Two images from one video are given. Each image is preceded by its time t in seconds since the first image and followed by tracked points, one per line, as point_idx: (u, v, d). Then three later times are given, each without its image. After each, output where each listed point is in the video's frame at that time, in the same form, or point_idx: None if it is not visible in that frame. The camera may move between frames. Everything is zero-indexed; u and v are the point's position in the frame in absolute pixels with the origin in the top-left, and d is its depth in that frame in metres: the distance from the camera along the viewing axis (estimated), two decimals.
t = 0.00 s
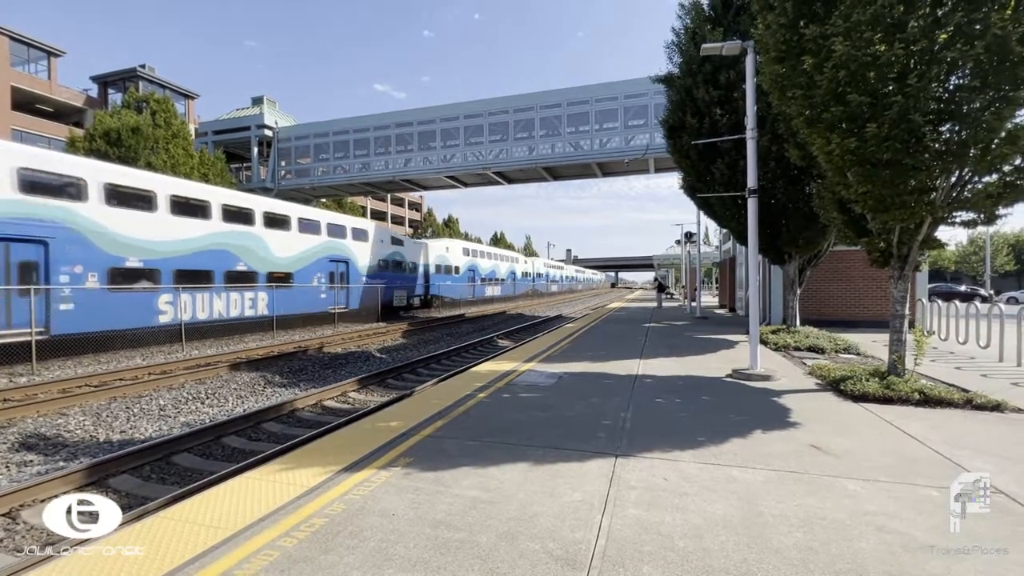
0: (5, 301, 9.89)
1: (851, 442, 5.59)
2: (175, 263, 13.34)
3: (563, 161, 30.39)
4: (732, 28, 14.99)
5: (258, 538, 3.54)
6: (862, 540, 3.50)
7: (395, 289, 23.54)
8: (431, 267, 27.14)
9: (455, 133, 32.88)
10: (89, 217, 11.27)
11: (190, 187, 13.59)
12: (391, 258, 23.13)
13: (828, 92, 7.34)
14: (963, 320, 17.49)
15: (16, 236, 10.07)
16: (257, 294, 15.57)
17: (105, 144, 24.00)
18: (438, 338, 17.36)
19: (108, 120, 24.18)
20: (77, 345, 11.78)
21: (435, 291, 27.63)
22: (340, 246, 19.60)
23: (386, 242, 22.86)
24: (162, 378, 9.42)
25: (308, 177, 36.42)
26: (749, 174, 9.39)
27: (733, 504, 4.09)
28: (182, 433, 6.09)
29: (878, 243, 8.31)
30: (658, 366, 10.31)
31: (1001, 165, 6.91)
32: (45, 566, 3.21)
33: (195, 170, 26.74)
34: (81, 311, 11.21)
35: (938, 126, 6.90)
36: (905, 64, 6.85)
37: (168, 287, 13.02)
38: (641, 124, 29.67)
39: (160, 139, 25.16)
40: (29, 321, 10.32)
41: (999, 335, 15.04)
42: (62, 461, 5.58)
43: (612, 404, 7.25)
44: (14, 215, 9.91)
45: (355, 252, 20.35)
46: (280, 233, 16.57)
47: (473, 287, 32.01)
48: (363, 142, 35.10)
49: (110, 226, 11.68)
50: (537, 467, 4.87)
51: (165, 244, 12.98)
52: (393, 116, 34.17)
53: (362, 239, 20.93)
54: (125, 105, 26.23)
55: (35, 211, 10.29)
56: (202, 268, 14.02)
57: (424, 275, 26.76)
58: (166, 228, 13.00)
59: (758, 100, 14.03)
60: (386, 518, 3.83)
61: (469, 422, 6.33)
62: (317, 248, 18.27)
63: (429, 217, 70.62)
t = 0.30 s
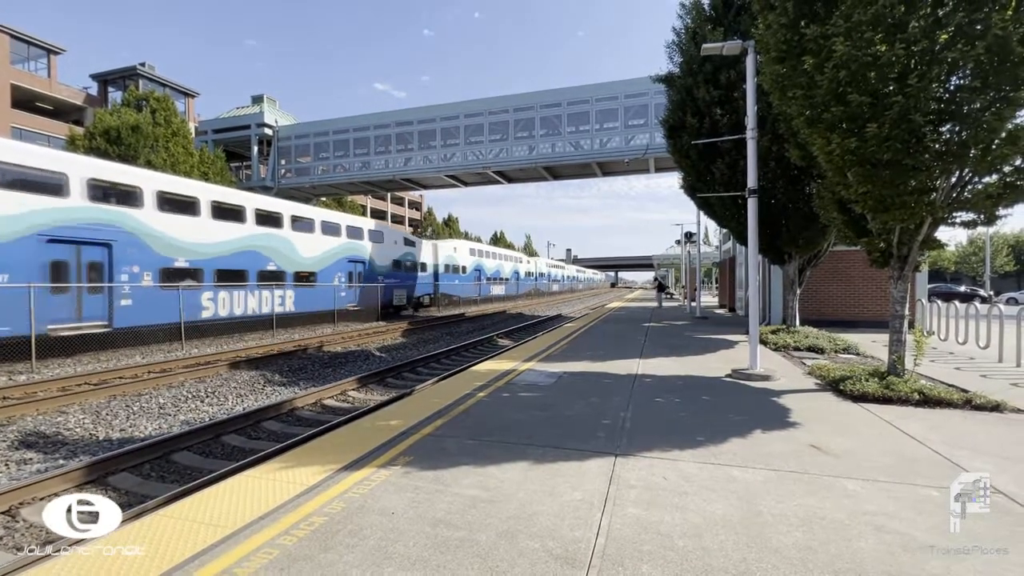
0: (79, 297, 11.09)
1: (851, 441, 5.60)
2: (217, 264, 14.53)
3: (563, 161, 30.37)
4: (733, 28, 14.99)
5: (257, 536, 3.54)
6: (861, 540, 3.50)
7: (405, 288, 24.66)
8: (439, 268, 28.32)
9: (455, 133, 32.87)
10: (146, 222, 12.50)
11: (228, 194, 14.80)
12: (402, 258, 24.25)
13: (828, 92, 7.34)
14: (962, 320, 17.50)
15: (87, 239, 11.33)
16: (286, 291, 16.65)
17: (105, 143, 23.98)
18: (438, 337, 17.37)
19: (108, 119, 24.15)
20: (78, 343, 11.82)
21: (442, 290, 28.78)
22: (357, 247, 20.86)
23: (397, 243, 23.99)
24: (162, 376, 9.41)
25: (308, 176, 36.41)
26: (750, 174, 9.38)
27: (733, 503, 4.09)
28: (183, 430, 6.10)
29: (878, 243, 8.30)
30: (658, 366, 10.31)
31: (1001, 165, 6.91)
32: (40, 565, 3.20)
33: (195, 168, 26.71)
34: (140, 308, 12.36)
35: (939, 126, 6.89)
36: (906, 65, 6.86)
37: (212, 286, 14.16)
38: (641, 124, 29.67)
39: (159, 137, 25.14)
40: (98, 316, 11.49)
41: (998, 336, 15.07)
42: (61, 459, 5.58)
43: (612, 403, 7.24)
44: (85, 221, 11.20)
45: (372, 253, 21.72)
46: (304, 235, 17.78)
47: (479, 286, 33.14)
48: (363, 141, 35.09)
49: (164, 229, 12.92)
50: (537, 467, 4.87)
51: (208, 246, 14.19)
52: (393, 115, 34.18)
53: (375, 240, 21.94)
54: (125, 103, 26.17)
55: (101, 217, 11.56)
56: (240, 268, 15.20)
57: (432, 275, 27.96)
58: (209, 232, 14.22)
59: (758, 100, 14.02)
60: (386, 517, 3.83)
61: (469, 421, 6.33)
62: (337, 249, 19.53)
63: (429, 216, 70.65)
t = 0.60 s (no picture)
0: (137, 295, 12.34)
1: (851, 442, 5.59)
2: (252, 264, 15.80)
3: (563, 160, 30.37)
4: (734, 27, 14.99)
5: (257, 535, 3.54)
6: (861, 540, 3.51)
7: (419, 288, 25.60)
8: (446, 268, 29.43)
9: (456, 132, 32.86)
10: (193, 226, 13.75)
11: (260, 200, 16.05)
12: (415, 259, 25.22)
13: (830, 92, 7.33)
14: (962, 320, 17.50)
15: (145, 242, 12.64)
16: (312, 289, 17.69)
17: (105, 141, 23.99)
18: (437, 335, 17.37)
19: (109, 117, 24.17)
20: (79, 342, 11.82)
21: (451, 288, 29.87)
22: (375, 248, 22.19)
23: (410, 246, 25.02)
24: (161, 375, 9.41)
25: (308, 175, 36.36)
26: (750, 174, 9.37)
27: (732, 503, 4.09)
28: (183, 428, 6.11)
29: (878, 244, 8.29)
30: (658, 366, 10.30)
31: (1002, 166, 6.91)
32: (35, 566, 3.17)
33: (195, 167, 26.72)
34: (189, 304, 13.64)
35: (939, 126, 6.89)
36: (907, 65, 6.85)
37: (247, 284, 15.43)
38: (642, 123, 29.67)
39: (160, 135, 25.16)
40: (152, 311, 12.75)
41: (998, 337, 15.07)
42: (61, 457, 5.58)
43: (612, 403, 7.23)
44: (142, 225, 12.49)
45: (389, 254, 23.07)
46: (325, 237, 18.99)
47: (485, 285, 34.14)
48: (364, 140, 35.09)
49: (208, 232, 14.17)
50: (537, 466, 4.87)
51: (244, 247, 15.44)
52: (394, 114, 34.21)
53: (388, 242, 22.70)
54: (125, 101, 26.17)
55: (154, 222, 12.82)
56: (272, 268, 16.44)
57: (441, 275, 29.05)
58: (245, 234, 15.48)
59: (759, 99, 14.01)
60: (386, 515, 3.84)
61: (469, 420, 6.34)
62: (357, 249, 20.86)
63: (429, 215, 70.67)
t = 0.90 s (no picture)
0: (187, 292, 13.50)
1: (851, 441, 5.59)
2: (285, 264, 16.87)
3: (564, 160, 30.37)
4: (735, 27, 14.98)
5: (259, 533, 3.55)
6: (861, 539, 3.51)
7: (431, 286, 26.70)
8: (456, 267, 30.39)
9: (457, 131, 32.86)
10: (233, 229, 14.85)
11: (291, 204, 17.10)
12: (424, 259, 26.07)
13: (831, 91, 7.33)
14: (962, 321, 17.49)
15: (193, 244, 13.77)
16: (335, 288, 18.75)
17: (106, 140, 24.02)
18: (438, 335, 17.33)
19: (109, 116, 24.18)
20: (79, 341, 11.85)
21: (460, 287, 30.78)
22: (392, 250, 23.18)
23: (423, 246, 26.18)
24: (163, 374, 9.42)
25: (308, 174, 36.33)
26: (752, 174, 9.35)
27: (733, 503, 4.09)
28: (184, 427, 6.12)
29: (879, 244, 8.29)
30: (658, 365, 10.29)
31: (1003, 166, 6.91)
32: (33, 566, 3.17)
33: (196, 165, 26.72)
34: (231, 301, 14.79)
35: (940, 126, 6.89)
36: (909, 64, 6.84)
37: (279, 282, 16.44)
38: (643, 123, 29.65)
39: (161, 134, 25.15)
40: (199, 306, 13.92)
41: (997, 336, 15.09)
42: (62, 456, 5.58)
43: (612, 403, 7.23)
44: (189, 229, 13.58)
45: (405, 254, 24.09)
46: (347, 239, 19.98)
47: (492, 283, 35.10)
48: (365, 139, 35.10)
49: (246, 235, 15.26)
50: (538, 465, 4.87)
51: (278, 248, 16.54)
52: (395, 113, 34.26)
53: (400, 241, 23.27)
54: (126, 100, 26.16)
55: (199, 226, 13.90)
56: (301, 267, 17.47)
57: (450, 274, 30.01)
58: (278, 237, 16.58)
59: (760, 99, 13.99)
60: (387, 514, 3.84)
61: (469, 419, 6.34)
62: (376, 250, 21.90)
63: (430, 215, 70.77)
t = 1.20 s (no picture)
0: (228, 291, 14.52)
1: (851, 441, 5.59)
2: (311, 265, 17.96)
3: (565, 159, 30.35)
4: (736, 25, 14.95)
5: (260, 531, 3.56)
6: (862, 539, 3.50)
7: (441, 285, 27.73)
8: (464, 266, 31.40)
9: (458, 130, 32.87)
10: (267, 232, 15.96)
11: (317, 208, 18.22)
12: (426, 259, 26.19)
13: (833, 90, 7.32)
14: (963, 321, 17.45)
15: (234, 247, 14.88)
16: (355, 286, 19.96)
17: (108, 139, 24.06)
18: (438, 334, 17.30)
19: (111, 115, 24.22)
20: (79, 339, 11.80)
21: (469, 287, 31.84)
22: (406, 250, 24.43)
23: (433, 246, 27.42)
24: (164, 373, 9.43)
25: (309, 173, 36.30)
26: (753, 173, 9.32)
27: (734, 502, 4.08)
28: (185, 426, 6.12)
29: (881, 243, 8.28)
30: (658, 365, 10.27)
31: (1005, 165, 6.89)
32: (33, 565, 3.16)
33: (197, 165, 26.75)
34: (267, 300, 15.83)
35: (943, 125, 6.87)
36: (911, 64, 6.82)
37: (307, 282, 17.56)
38: (644, 122, 29.61)
39: (161, 134, 25.16)
40: (239, 304, 14.91)
41: (998, 336, 15.08)
42: (64, 454, 5.59)
43: (613, 402, 7.22)
44: (232, 233, 14.76)
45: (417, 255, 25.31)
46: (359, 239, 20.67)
47: (497, 283, 36.02)
48: (366, 138, 35.12)
49: (280, 238, 16.44)
50: (539, 464, 4.87)
51: (308, 250, 17.74)
52: (396, 112, 34.30)
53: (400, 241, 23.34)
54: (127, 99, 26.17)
55: (239, 230, 15.06)
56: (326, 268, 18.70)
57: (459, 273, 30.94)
58: (308, 239, 17.79)
59: (761, 98, 13.98)
60: (388, 513, 3.84)
61: (470, 419, 6.33)
62: (393, 249, 23.16)
63: (431, 215, 70.86)
